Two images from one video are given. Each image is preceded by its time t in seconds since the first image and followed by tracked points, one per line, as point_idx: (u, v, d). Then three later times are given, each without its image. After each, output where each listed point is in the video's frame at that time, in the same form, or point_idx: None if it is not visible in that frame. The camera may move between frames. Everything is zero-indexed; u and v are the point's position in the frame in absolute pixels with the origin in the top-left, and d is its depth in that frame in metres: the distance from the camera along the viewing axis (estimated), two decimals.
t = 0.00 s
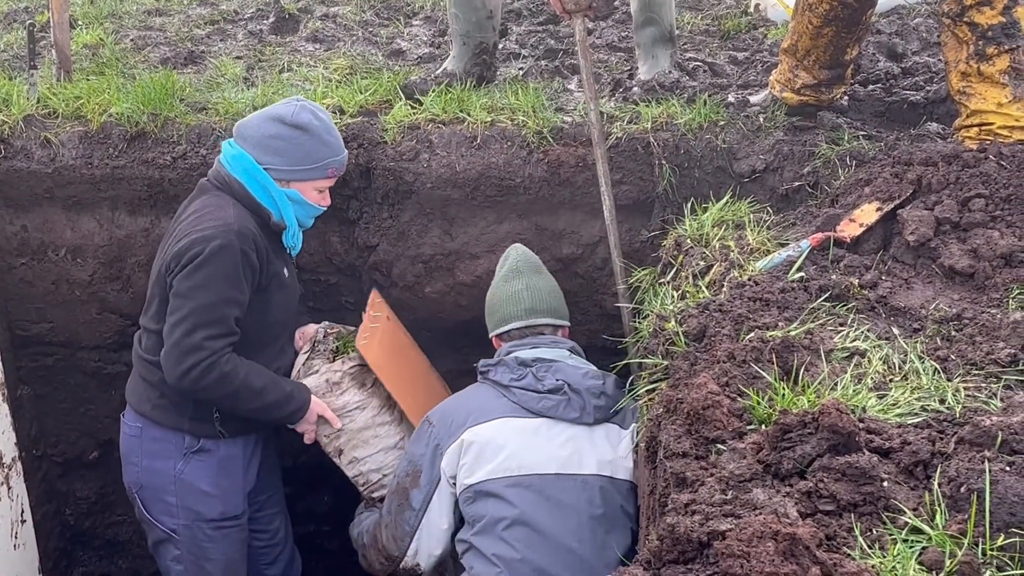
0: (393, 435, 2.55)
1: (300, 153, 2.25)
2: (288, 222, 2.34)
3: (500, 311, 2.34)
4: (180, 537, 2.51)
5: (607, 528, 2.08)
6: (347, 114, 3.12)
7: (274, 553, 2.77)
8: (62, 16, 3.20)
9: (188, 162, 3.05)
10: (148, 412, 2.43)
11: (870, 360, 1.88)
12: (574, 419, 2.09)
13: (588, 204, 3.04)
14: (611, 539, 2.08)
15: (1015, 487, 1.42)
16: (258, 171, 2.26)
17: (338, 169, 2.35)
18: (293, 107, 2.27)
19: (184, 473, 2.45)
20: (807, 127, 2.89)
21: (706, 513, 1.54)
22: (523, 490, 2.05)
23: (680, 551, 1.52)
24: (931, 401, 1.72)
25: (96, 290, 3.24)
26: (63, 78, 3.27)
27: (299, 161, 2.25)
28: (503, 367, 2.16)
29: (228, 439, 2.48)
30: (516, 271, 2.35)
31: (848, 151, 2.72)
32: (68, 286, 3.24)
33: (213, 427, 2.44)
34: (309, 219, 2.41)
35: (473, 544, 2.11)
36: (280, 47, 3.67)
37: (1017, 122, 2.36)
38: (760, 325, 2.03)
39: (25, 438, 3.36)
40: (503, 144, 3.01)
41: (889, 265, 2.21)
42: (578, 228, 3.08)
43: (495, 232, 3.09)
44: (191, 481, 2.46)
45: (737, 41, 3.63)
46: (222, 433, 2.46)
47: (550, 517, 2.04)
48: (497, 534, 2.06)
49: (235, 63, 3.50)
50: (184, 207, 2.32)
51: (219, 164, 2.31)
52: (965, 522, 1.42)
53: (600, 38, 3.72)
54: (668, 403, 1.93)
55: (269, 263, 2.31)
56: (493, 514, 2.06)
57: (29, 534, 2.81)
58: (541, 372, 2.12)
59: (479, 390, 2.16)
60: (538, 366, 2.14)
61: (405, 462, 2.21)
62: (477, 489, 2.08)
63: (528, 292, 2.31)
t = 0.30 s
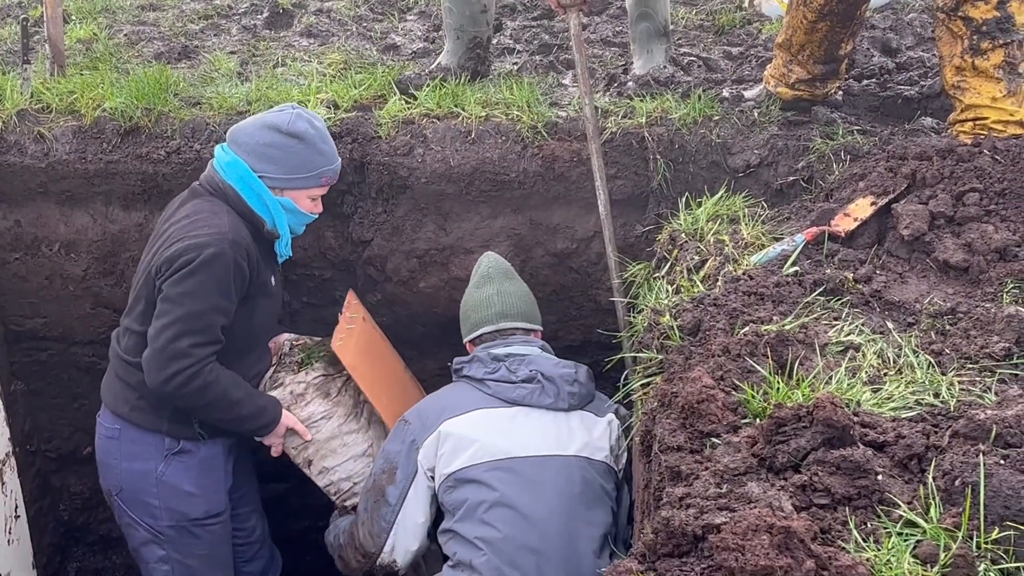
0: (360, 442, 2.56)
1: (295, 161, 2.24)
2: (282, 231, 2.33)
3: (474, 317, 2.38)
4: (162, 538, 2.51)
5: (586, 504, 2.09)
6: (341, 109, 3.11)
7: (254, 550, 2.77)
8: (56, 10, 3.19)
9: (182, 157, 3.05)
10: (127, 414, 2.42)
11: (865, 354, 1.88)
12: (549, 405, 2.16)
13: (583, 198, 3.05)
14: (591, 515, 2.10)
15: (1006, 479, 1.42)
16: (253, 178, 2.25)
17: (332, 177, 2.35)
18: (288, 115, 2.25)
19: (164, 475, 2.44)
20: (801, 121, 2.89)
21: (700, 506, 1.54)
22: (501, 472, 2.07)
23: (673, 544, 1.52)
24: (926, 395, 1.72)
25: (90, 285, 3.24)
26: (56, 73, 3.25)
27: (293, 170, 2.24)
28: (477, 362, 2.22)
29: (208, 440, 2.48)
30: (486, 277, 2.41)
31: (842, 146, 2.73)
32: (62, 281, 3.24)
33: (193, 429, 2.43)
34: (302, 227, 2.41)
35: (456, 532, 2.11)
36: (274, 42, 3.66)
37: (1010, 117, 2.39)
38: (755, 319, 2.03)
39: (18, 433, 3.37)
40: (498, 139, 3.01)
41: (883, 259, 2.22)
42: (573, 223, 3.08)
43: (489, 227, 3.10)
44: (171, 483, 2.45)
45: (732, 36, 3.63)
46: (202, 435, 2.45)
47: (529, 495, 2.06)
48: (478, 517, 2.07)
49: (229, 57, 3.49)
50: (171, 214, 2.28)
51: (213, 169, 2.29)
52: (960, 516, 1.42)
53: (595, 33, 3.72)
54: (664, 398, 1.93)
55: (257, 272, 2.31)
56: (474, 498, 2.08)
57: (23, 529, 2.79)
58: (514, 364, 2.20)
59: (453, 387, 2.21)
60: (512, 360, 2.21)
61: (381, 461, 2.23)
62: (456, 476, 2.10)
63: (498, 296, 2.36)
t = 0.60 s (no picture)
0: (323, 453, 2.58)
1: (265, 173, 2.24)
2: (254, 242, 2.34)
3: (441, 320, 2.41)
4: (129, 547, 2.52)
5: (564, 488, 2.14)
6: (333, 105, 3.12)
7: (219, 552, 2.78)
8: (46, 6, 3.18)
9: (172, 153, 3.05)
10: (86, 428, 2.40)
11: (857, 349, 1.88)
12: (517, 397, 2.19)
13: (574, 194, 3.05)
14: (568, 497, 2.14)
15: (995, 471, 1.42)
16: (223, 192, 2.24)
17: (301, 186, 2.36)
18: (256, 126, 2.24)
19: (125, 487, 2.44)
20: (792, 116, 2.89)
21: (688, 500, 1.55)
22: (476, 461, 2.11)
23: (664, 534, 1.53)
24: (920, 388, 1.73)
25: (81, 281, 3.23)
26: (47, 69, 3.25)
27: (262, 180, 2.24)
28: (442, 363, 2.27)
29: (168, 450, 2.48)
30: (454, 281, 2.45)
31: (833, 141, 2.73)
32: (53, 277, 3.23)
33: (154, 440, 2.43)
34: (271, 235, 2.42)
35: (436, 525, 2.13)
36: (265, 38, 3.66)
37: (1001, 110, 2.44)
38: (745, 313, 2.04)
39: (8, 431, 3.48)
40: (489, 135, 3.02)
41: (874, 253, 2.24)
42: (564, 219, 3.08)
43: (480, 223, 3.10)
44: (133, 495, 2.45)
45: (723, 32, 3.64)
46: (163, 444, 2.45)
47: (507, 481, 2.09)
48: (457, 507, 2.09)
49: (220, 53, 3.49)
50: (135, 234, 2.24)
51: (180, 182, 2.27)
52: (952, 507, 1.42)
53: (587, 28, 3.72)
54: (654, 394, 1.94)
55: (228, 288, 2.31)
56: (452, 490, 2.11)
57: (11, 526, 2.65)
58: (480, 362, 2.25)
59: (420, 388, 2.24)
60: (477, 358, 2.26)
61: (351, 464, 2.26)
62: (433, 469, 2.13)
63: (465, 300, 2.40)
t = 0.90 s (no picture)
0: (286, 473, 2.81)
1: (255, 185, 2.33)
2: (236, 253, 2.40)
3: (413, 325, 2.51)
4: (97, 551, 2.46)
5: (537, 475, 2.23)
6: (320, 102, 3.19)
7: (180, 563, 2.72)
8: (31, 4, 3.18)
9: (159, 150, 3.15)
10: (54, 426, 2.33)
11: (845, 343, 1.89)
12: (484, 392, 2.29)
13: (561, 190, 3.10)
14: (542, 482, 2.23)
15: (980, 462, 1.44)
16: (211, 202, 2.27)
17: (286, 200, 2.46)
18: (248, 140, 2.35)
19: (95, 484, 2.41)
20: (780, 112, 2.91)
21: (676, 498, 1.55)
22: (449, 457, 2.20)
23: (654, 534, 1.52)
24: (908, 381, 1.74)
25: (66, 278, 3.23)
26: (33, 67, 3.24)
27: (249, 193, 2.31)
28: (408, 367, 2.38)
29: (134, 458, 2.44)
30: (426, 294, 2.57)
31: (821, 136, 2.75)
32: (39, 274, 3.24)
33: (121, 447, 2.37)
34: (249, 249, 2.49)
35: (418, 521, 2.24)
36: (251, 35, 3.65)
37: (987, 106, 2.44)
38: (734, 308, 2.04)
39: None
40: (477, 131, 3.07)
41: (863, 247, 2.24)
42: (552, 214, 3.14)
43: (469, 219, 3.19)
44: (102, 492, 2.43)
45: (710, 27, 3.65)
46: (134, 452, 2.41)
47: (486, 475, 2.18)
48: (436, 502, 2.20)
49: (207, 50, 3.48)
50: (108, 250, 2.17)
51: (165, 191, 2.27)
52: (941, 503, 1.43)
53: (573, 24, 3.71)
54: (643, 389, 1.95)
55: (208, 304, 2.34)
56: (430, 486, 2.20)
57: None
58: (445, 362, 2.34)
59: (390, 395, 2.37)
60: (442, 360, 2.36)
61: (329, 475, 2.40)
62: (411, 469, 2.23)
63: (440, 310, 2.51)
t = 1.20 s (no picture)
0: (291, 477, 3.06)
1: (234, 201, 2.46)
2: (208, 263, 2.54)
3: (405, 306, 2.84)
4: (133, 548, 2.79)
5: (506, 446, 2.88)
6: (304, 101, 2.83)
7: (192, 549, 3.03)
8: None
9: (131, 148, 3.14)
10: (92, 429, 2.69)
11: (829, 337, 3.06)
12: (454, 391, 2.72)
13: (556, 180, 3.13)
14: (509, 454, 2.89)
15: (965, 461, 2.34)
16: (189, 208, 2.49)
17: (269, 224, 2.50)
18: (238, 157, 2.46)
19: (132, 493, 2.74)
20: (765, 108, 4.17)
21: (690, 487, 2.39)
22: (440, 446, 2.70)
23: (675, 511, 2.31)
24: (892, 375, 2.86)
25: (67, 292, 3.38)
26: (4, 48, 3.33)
27: (233, 209, 2.46)
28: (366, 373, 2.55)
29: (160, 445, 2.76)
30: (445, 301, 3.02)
31: (805, 132, 4.23)
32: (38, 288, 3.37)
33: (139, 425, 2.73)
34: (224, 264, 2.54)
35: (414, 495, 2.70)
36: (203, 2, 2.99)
37: (972, 101, 4.11)
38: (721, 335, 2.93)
39: None
40: (463, 130, 3.07)
41: (850, 241, 3.61)
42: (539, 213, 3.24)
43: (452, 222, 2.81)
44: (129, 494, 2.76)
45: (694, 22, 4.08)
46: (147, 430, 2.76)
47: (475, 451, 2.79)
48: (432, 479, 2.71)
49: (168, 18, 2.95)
50: (111, 247, 2.60)
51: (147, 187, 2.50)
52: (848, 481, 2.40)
53: (559, 21, 3.81)
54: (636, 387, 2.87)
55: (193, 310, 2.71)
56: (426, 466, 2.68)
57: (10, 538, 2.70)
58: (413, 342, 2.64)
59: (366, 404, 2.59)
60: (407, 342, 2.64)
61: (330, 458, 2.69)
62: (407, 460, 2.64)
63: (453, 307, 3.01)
